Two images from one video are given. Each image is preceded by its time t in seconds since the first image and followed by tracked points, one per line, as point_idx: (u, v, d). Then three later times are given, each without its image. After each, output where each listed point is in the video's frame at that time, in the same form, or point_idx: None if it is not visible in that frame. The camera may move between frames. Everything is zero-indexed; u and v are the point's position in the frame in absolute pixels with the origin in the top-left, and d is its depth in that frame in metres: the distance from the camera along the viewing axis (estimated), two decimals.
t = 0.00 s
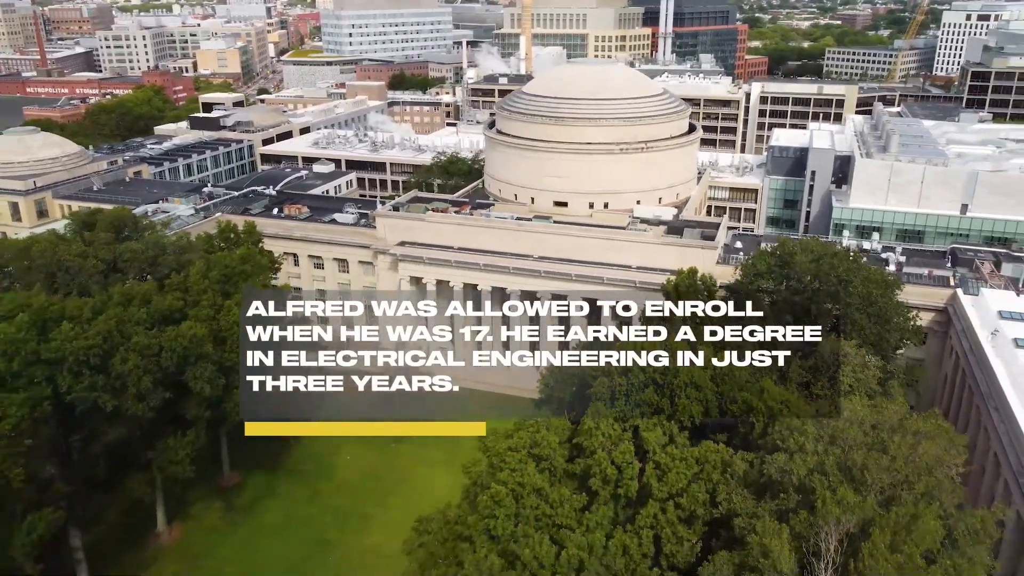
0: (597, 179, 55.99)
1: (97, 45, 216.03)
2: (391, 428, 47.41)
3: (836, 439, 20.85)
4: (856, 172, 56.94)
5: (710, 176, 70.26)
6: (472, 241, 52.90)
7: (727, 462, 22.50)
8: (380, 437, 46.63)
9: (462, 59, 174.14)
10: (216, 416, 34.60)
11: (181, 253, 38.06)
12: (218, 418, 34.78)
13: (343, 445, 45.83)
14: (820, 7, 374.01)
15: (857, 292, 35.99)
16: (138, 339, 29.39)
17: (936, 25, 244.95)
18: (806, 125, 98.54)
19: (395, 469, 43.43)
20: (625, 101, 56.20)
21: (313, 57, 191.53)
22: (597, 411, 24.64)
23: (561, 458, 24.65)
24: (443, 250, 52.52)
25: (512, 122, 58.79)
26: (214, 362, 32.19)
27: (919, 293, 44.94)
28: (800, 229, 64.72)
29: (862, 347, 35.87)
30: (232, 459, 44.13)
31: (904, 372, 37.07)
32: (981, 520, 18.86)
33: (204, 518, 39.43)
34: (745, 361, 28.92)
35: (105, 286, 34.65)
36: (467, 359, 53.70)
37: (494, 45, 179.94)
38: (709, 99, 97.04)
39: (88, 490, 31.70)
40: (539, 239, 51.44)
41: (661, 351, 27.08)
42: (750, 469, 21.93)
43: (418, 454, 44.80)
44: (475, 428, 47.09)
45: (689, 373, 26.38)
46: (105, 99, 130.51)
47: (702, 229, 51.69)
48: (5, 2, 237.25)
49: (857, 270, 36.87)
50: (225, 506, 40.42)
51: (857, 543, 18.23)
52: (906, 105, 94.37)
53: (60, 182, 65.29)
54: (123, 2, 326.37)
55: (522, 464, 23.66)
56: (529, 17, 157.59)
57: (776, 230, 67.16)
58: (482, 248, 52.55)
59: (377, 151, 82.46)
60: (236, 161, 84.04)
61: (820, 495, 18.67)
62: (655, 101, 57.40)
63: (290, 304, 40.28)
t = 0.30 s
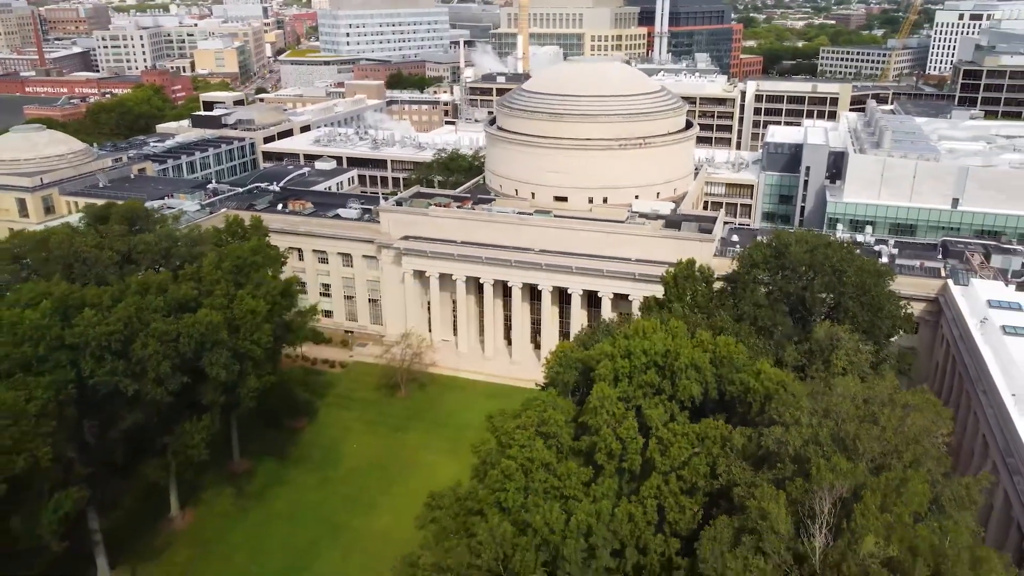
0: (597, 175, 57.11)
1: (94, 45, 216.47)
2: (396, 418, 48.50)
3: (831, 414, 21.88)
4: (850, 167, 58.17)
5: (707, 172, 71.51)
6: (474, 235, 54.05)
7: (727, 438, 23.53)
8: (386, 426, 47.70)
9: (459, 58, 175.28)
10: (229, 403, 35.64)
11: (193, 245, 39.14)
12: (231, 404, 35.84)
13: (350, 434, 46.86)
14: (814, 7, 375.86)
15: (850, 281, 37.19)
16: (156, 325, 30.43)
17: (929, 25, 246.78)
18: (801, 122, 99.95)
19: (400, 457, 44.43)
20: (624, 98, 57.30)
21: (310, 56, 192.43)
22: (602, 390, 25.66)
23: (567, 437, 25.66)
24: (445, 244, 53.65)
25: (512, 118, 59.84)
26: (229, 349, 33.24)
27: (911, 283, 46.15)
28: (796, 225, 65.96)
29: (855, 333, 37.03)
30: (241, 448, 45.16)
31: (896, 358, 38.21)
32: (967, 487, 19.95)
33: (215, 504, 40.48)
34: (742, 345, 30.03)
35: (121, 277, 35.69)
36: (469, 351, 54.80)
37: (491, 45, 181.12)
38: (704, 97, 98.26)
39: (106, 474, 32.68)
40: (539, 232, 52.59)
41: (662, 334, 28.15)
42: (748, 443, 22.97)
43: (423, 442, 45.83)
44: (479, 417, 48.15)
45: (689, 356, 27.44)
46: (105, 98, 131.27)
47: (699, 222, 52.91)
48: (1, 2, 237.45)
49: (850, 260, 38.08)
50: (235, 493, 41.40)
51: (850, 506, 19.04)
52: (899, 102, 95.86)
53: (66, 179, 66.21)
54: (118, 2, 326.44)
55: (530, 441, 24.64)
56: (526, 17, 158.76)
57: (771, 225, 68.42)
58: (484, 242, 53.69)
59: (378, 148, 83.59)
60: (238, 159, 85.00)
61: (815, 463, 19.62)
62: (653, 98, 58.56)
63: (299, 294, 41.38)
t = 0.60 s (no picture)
0: (600, 170, 58.24)
1: (95, 45, 217.14)
2: (406, 406, 49.61)
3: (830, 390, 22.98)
4: (848, 163, 59.28)
5: (707, 168, 72.68)
6: (479, 229, 55.19)
7: (729, 415, 24.63)
8: (395, 414, 48.82)
9: (460, 57, 176.30)
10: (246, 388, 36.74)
11: (208, 236, 40.23)
12: (247, 390, 36.93)
13: (360, 422, 48.00)
14: (812, 8, 376.80)
15: (847, 270, 38.36)
16: (178, 311, 31.53)
17: (927, 24, 247.85)
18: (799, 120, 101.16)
19: (409, 444, 45.58)
20: (627, 95, 58.40)
21: (311, 56, 193.33)
22: (609, 371, 26.77)
23: (575, 416, 26.73)
24: (451, 237, 54.74)
25: (516, 114, 60.92)
26: (247, 335, 34.32)
27: (907, 274, 47.26)
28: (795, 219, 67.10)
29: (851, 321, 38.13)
30: (253, 436, 46.25)
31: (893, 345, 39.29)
32: (958, 457, 21.06)
33: (231, 490, 41.58)
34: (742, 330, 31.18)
35: (141, 267, 36.74)
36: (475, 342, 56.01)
37: (491, 44, 182.07)
38: (703, 96, 99.39)
39: (129, 455, 33.74)
40: (543, 226, 53.71)
41: (666, 318, 29.29)
42: (750, 419, 24.06)
43: (431, 430, 46.93)
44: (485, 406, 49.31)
45: (692, 339, 28.56)
46: (108, 97, 132.05)
47: (700, 216, 54.04)
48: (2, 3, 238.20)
49: (848, 251, 39.26)
50: (250, 478, 42.52)
51: (846, 475, 20.08)
52: (896, 100, 97.07)
53: (77, 175, 67.25)
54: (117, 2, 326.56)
55: (541, 418, 25.73)
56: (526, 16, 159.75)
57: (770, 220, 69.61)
58: (489, 236, 54.79)
59: (382, 146, 84.71)
60: (244, 156, 85.98)
61: (814, 434, 20.70)
62: (655, 95, 59.71)
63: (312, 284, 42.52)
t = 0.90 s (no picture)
0: (604, 165, 59.36)
1: (99, 44, 218.21)
2: (415, 396, 50.70)
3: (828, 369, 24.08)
4: (847, 158, 60.27)
5: (708, 164, 73.76)
6: (485, 223, 56.29)
7: (733, 394, 25.68)
8: (405, 403, 49.88)
9: (462, 57, 177.39)
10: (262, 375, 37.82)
11: (224, 228, 41.34)
12: (264, 377, 38.00)
13: (370, 410, 49.09)
14: (811, 7, 377.91)
15: (847, 261, 39.42)
16: (200, 298, 32.61)
17: (926, 24, 248.89)
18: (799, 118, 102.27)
19: (418, 432, 46.64)
20: (631, 92, 59.48)
21: (314, 55, 194.48)
22: (617, 353, 27.83)
23: (585, 396, 27.79)
24: (458, 231, 55.84)
25: (522, 111, 62.03)
26: (265, 322, 35.40)
27: (905, 266, 48.40)
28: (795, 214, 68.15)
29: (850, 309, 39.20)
30: (266, 424, 47.35)
31: (890, 333, 40.35)
32: (951, 431, 22.18)
33: (246, 475, 42.68)
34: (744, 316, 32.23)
35: (160, 257, 37.82)
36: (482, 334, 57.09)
37: (493, 43, 183.14)
38: (705, 94, 100.46)
39: (151, 439, 34.84)
40: (549, 219, 54.80)
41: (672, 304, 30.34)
42: (753, 397, 25.12)
43: (440, 419, 47.98)
44: (492, 396, 50.36)
45: (696, 323, 29.62)
46: (115, 96, 133.19)
47: (702, 211, 55.11)
48: (6, 2, 239.33)
49: (847, 242, 40.34)
50: (264, 465, 43.64)
51: (845, 446, 21.15)
52: (895, 98, 98.15)
53: (89, 171, 68.42)
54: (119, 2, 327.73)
55: (552, 397, 26.78)
56: (528, 15, 160.87)
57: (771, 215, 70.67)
58: (495, 230, 55.90)
59: (388, 143, 85.81)
60: (252, 154, 87.13)
61: (814, 408, 21.78)
62: (659, 92, 60.80)
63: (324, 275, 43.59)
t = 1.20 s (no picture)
0: (608, 161, 60.53)
1: (102, 44, 219.27)
2: (423, 386, 51.84)
3: (828, 350, 25.24)
4: (846, 154, 61.36)
5: (710, 161, 74.93)
6: (492, 218, 57.45)
7: (737, 374, 26.78)
8: (414, 393, 51.00)
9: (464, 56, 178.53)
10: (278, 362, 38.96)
11: (240, 221, 42.51)
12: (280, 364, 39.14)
13: (380, 400, 50.22)
14: (811, 7, 378.96)
15: (846, 251, 40.54)
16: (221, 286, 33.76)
17: (926, 24, 249.95)
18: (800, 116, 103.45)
19: (427, 420, 47.76)
20: (634, 89, 60.60)
21: (318, 54, 195.64)
22: (625, 337, 28.94)
23: (594, 378, 28.86)
24: (465, 225, 56.99)
25: (527, 108, 63.16)
26: (282, 310, 36.53)
27: (903, 258, 49.54)
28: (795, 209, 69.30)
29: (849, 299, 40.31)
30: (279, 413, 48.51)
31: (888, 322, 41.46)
32: (945, 407, 23.32)
33: (261, 461, 43.81)
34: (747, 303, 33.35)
35: (180, 248, 38.95)
36: (488, 326, 58.23)
37: (495, 43, 184.30)
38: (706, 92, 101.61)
39: (172, 423, 35.98)
40: (554, 213, 55.95)
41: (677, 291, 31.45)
42: (756, 377, 26.23)
43: (448, 407, 49.11)
44: (499, 386, 51.50)
45: (701, 309, 30.75)
46: (121, 95, 134.31)
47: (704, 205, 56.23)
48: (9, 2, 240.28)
49: (846, 234, 41.47)
50: (279, 451, 44.78)
51: (844, 420, 22.27)
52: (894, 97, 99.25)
53: (100, 167, 69.59)
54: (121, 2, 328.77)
55: (563, 378, 27.88)
56: (530, 15, 162.08)
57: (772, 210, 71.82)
58: (502, 224, 57.08)
59: (394, 140, 86.97)
60: (259, 151, 88.29)
61: (814, 385, 22.91)
62: (662, 89, 61.94)
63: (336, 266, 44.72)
